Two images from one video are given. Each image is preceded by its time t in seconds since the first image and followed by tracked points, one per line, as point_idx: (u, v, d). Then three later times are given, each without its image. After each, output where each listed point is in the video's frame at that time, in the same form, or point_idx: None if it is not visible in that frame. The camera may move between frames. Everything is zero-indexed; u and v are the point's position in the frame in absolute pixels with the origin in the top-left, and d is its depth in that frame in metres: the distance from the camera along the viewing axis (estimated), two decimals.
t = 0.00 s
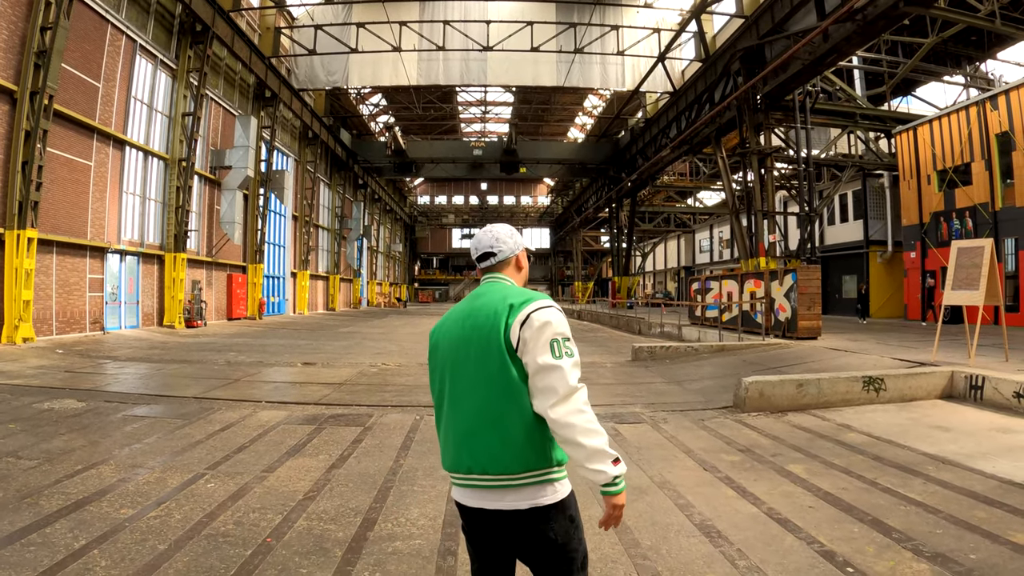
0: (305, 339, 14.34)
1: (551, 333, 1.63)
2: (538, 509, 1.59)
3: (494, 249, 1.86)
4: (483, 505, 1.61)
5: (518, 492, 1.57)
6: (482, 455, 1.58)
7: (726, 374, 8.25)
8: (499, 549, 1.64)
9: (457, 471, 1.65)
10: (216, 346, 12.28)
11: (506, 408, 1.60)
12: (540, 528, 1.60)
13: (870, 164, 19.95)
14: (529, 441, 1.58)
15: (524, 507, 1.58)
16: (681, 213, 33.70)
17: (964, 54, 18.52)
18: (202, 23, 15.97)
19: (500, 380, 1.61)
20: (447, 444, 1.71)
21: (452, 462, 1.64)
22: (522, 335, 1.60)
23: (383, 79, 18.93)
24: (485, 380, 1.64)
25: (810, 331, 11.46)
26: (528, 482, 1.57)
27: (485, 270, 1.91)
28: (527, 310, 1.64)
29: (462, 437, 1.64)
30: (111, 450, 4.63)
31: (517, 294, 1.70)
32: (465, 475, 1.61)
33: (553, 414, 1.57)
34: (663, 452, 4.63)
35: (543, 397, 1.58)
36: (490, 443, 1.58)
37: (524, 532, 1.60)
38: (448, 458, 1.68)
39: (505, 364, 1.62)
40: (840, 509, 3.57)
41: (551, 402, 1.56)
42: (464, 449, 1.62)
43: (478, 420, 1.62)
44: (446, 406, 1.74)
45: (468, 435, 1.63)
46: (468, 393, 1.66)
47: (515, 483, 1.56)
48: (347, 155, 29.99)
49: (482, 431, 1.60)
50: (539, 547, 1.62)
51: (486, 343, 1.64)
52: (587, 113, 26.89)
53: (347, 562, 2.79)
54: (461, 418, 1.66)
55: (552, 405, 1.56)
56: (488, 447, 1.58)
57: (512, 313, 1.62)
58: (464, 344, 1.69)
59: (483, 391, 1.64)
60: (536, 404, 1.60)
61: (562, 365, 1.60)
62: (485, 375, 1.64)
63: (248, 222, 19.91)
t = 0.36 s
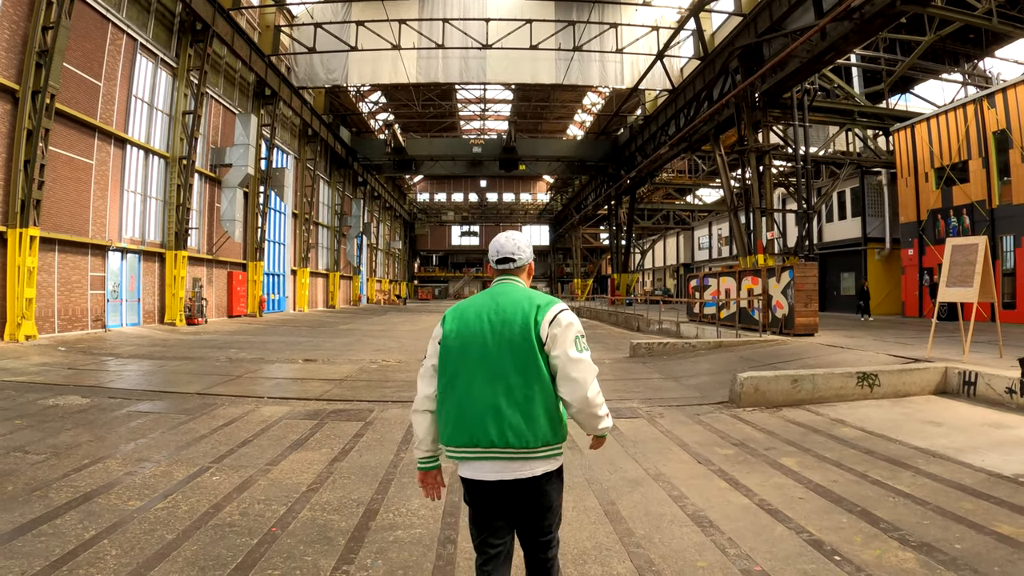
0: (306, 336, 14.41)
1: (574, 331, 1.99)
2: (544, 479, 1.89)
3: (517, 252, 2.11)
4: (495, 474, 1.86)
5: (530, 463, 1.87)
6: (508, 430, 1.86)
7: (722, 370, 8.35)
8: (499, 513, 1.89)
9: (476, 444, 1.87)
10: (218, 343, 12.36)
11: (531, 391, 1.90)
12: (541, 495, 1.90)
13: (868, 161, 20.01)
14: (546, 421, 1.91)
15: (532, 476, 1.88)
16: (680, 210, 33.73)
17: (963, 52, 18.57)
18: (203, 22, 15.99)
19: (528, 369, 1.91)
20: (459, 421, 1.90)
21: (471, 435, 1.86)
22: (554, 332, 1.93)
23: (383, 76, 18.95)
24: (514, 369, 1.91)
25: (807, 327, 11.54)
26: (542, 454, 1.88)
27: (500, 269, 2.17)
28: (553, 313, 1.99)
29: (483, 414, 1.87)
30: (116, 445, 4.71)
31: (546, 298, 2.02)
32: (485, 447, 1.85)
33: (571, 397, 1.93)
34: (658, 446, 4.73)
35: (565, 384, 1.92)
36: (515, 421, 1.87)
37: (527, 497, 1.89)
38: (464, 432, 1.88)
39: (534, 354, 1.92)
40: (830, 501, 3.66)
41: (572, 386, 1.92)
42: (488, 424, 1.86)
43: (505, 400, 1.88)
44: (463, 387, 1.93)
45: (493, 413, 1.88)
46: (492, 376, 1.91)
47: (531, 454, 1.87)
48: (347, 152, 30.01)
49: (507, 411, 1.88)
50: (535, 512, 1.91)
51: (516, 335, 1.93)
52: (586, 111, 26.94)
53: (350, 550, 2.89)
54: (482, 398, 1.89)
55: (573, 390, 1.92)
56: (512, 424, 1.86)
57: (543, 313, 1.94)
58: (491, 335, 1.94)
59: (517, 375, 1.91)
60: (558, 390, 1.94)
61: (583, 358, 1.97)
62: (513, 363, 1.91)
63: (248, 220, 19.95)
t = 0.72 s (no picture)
0: (308, 332, 14.48)
1: (581, 339, 2.17)
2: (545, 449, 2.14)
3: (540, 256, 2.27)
4: (506, 444, 2.09)
5: (534, 438, 2.10)
6: (515, 411, 2.07)
7: (722, 366, 8.41)
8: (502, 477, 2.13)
9: (488, 418, 2.09)
10: (220, 340, 12.43)
11: (538, 382, 2.10)
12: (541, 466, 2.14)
13: (869, 157, 20.03)
14: (550, 411, 2.10)
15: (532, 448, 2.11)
16: (680, 206, 33.75)
17: (963, 48, 18.59)
18: (204, 20, 16.04)
19: (540, 363, 2.11)
20: (474, 398, 2.13)
21: (483, 410, 2.09)
22: (567, 335, 2.12)
23: (383, 73, 19.01)
24: (529, 360, 2.12)
25: (807, 323, 11.59)
26: (541, 434, 2.10)
27: (525, 270, 2.36)
28: (568, 319, 2.18)
29: (496, 393, 2.10)
30: (124, 441, 4.78)
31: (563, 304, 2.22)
32: (495, 421, 2.08)
33: (569, 398, 2.09)
34: (658, 440, 4.80)
35: (564, 384, 2.09)
36: (522, 405, 2.08)
37: (528, 465, 2.13)
38: (477, 407, 2.11)
39: (547, 350, 2.12)
40: (827, 492, 3.72)
41: (569, 388, 2.08)
42: (500, 404, 2.08)
43: (516, 385, 2.10)
44: (485, 369, 2.14)
45: (506, 396, 2.10)
46: (508, 362, 2.12)
47: (534, 434, 2.09)
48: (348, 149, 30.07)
49: (516, 393, 2.10)
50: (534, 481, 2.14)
51: (534, 332, 2.14)
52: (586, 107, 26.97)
53: (357, 540, 2.97)
54: (496, 380, 2.11)
55: (571, 392, 2.08)
56: (519, 406, 2.08)
57: (559, 316, 2.14)
58: (512, 327, 2.14)
59: (531, 367, 2.12)
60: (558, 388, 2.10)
61: (583, 366, 2.13)
62: (528, 354, 2.12)
63: (250, 217, 20.02)
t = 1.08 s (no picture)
0: (312, 329, 14.58)
1: (577, 321, 2.67)
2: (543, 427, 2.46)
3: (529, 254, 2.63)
4: (512, 421, 2.44)
5: (543, 414, 2.46)
6: (541, 389, 2.45)
7: (724, 361, 8.50)
8: (504, 452, 2.50)
9: (515, 399, 2.42)
10: (225, 337, 12.53)
11: (555, 360, 2.54)
12: (539, 443, 2.45)
13: (870, 154, 20.08)
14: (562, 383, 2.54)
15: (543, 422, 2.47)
16: (682, 203, 33.77)
17: (964, 45, 18.61)
18: (207, 18, 16.12)
19: (554, 344, 2.55)
20: (501, 384, 2.44)
21: (513, 393, 2.41)
22: (573, 319, 2.60)
23: (386, 71, 19.11)
24: (544, 344, 2.53)
25: (808, 319, 11.65)
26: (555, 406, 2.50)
27: (514, 265, 2.72)
28: (566, 306, 2.65)
29: (522, 376, 2.45)
30: (135, 436, 4.87)
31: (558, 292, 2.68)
32: (524, 401, 2.41)
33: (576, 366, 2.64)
34: (661, 433, 4.89)
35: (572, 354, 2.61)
36: (544, 383, 2.47)
37: (528, 442, 2.45)
38: (507, 392, 2.42)
39: (558, 333, 2.57)
40: (827, 483, 3.81)
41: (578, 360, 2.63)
42: (529, 386, 2.42)
43: (538, 367, 2.49)
44: (506, 357, 2.47)
45: (529, 377, 2.46)
46: (528, 349, 2.49)
47: (552, 406, 2.48)
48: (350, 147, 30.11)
49: (539, 374, 2.47)
50: (534, 456, 2.46)
51: (545, 319, 2.55)
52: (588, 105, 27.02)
53: (369, 529, 3.05)
54: (521, 364, 2.47)
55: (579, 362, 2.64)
56: (543, 384, 2.46)
57: (564, 305, 2.59)
58: (528, 318, 2.51)
59: (544, 349, 2.52)
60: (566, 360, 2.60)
61: (582, 340, 2.68)
62: (544, 339, 2.53)
63: (253, 215, 20.11)
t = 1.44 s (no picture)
0: (316, 326, 14.69)
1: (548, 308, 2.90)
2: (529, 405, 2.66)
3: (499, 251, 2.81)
4: (501, 403, 2.63)
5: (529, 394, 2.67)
6: (527, 371, 2.66)
7: (726, 357, 8.59)
8: (493, 432, 2.68)
9: (506, 384, 2.61)
10: (230, 334, 12.63)
11: (535, 345, 2.77)
12: (524, 420, 2.65)
13: (871, 151, 20.12)
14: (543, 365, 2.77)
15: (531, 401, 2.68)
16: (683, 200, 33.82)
17: (965, 43, 18.63)
18: (210, 17, 16.18)
19: (532, 331, 2.77)
20: (493, 373, 2.61)
21: (504, 379, 2.60)
22: (545, 306, 2.83)
23: (388, 69, 19.17)
24: (524, 332, 2.74)
25: (809, 316, 11.75)
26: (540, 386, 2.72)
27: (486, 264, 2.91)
28: (538, 296, 2.87)
29: (510, 362, 2.64)
30: (146, 431, 4.95)
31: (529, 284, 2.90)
32: (515, 384, 2.61)
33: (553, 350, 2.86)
34: (664, 427, 4.98)
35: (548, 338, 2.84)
36: (529, 368, 2.68)
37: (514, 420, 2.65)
38: (498, 378, 2.61)
39: (534, 321, 2.79)
40: (826, 475, 3.90)
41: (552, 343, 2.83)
42: (516, 370, 2.62)
43: (521, 352, 2.70)
44: (493, 347, 2.65)
45: (515, 363, 2.65)
46: (511, 337, 2.69)
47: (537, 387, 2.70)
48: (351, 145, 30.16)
49: (523, 359, 2.68)
50: (521, 433, 2.66)
51: (522, 310, 2.77)
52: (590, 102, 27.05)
53: (382, 519, 3.12)
54: (507, 351, 2.67)
55: (555, 344, 2.85)
56: (528, 368, 2.67)
57: (536, 294, 2.80)
58: (507, 310, 2.72)
59: (525, 337, 2.74)
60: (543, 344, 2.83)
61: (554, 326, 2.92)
62: (523, 328, 2.75)
63: (256, 213, 20.20)
